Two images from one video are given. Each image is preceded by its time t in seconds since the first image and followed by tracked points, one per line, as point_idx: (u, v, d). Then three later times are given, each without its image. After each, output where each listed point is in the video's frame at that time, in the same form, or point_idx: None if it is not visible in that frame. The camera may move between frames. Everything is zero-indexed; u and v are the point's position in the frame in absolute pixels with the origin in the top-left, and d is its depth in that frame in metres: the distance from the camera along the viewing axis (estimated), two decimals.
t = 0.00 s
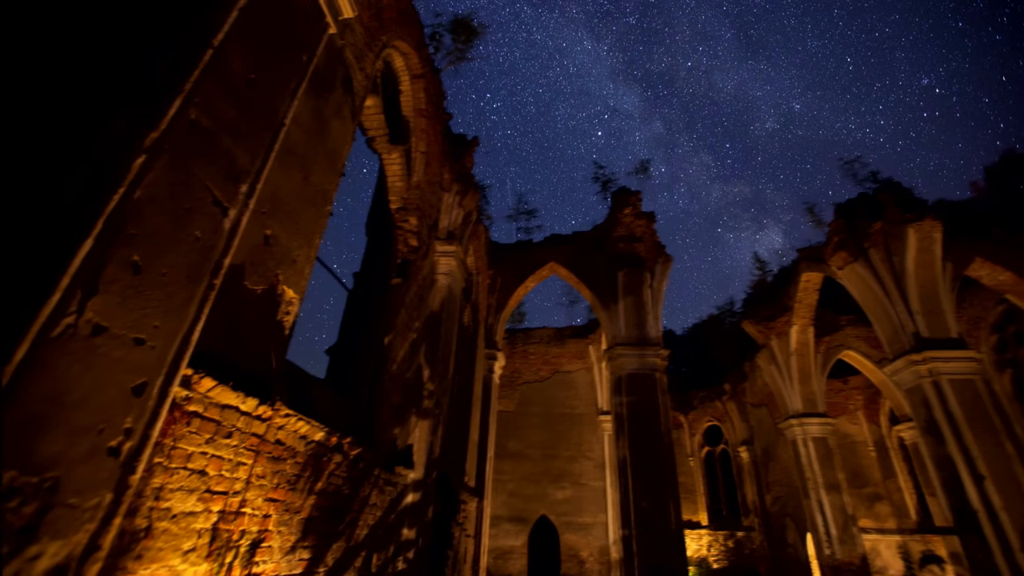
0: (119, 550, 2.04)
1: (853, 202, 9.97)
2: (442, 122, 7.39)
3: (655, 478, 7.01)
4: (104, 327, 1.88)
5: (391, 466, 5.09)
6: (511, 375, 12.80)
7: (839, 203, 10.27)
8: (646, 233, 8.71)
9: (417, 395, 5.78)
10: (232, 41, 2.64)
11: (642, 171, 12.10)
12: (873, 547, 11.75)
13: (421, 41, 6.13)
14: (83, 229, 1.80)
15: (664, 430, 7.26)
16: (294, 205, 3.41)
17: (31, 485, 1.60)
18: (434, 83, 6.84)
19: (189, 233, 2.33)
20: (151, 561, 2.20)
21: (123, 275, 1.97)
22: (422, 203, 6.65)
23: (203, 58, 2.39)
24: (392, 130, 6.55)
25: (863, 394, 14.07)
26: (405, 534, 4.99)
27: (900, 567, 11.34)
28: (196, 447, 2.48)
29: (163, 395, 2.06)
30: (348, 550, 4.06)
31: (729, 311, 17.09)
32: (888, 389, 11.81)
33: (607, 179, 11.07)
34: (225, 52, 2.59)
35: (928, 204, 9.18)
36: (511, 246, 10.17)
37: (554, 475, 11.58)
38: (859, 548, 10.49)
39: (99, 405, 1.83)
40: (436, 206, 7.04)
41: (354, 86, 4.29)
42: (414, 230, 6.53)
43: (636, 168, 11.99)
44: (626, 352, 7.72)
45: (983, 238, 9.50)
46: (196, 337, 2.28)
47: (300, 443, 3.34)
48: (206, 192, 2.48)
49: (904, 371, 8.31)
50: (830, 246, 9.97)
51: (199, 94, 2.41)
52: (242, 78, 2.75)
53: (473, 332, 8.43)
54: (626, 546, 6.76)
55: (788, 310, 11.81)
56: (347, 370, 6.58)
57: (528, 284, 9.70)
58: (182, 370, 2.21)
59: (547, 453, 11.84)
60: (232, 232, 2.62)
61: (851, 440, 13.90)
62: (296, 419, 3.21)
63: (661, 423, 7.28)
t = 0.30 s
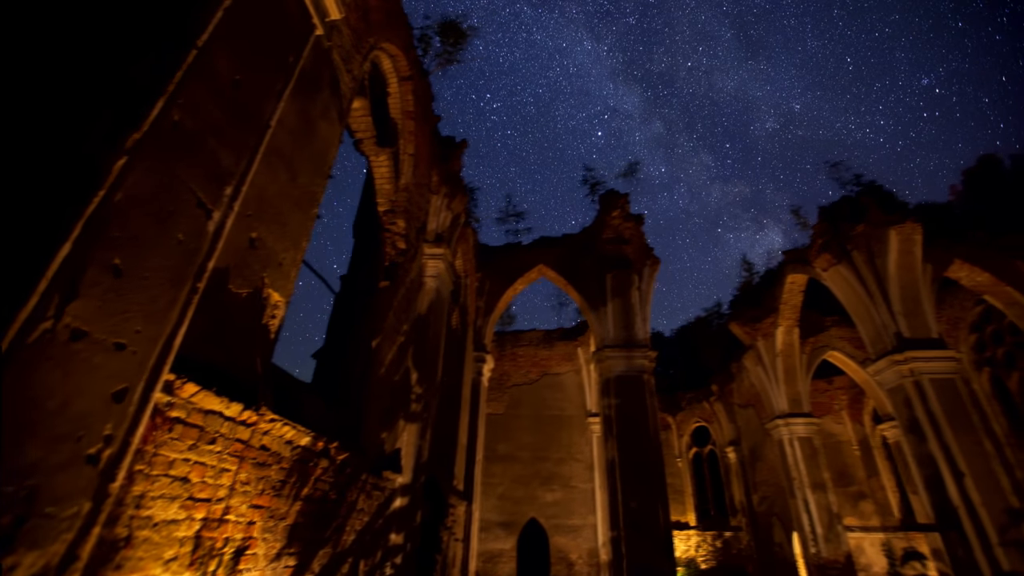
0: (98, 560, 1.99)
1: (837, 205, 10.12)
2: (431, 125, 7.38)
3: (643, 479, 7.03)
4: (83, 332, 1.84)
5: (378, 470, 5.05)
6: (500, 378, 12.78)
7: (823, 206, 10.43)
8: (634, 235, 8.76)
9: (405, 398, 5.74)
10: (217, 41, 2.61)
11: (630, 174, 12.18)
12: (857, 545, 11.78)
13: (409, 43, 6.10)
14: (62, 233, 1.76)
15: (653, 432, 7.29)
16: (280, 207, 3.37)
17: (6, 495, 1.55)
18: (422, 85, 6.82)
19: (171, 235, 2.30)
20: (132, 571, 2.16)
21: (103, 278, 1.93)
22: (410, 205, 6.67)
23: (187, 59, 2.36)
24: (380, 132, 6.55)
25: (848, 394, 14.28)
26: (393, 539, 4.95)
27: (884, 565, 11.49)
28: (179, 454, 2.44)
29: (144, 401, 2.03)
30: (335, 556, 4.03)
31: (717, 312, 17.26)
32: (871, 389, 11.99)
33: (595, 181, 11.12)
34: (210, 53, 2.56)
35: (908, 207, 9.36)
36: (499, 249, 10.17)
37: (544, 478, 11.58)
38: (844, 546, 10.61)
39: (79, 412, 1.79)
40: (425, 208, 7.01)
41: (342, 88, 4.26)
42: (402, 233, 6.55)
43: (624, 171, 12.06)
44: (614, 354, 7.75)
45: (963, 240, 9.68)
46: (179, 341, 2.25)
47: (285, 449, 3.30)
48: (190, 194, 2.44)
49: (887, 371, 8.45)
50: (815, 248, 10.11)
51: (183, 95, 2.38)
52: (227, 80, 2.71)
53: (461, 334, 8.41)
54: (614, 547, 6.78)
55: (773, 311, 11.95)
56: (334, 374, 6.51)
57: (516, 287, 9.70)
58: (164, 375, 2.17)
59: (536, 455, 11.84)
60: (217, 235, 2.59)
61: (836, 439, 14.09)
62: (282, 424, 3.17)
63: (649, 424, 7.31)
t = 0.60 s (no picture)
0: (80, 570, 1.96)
1: (823, 208, 10.24)
2: (420, 127, 7.36)
3: (633, 481, 7.05)
4: (64, 337, 1.81)
5: (368, 474, 5.01)
6: (491, 380, 12.76)
7: (809, 208, 10.57)
8: (623, 237, 8.81)
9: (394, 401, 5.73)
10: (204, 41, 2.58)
11: (619, 176, 12.25)
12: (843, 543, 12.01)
13: (398, 45, 6.09)
14: (43, 235, 1.73)
15: (642, 433, 7.32)
16: (267, 209, 3.34)
17: None
18: (411, 87, 6.80)
19: (156, 238, 2.27)
20: None
21: (85, 281, 1.89)
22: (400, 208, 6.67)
23: (173, 60, 2.34)
24: (369, 134, 6.58)
25: (834, 394, 14.46)
26: (382, 544, 4.92)
27: (870, 562, 11.64)
28: (163, 460, 2.41)
29: (127, 406, 2.00)
30: (323, 561, 3.99)
31: (706, 314, 17.41)
32: (857, 389, 12.14)
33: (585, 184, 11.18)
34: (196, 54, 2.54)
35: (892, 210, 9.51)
36: (489, 251, 10.17)
37: (534, 480, 11.57)
38: (831, 544, 10.78)
39: (60, 418, 1.75)
40: (414, 211, 6.98)
41: (330, 90, 4.24)
42: (391, 235, 6.53)
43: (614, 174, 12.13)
44: (604, 356, 7.78)
45: (945, 242, 9.84)
46: (163, 346, 2.22)
47: (272, 453, 3.26)
48: (175, 196, 2.41)
49: (872, 371, 8.56)
50: (802, 250, 10.23)
51: (168, 96, 2.35)
52: (213, 81, 2.68)
53: (451, 336, 8.39)
54: (605, 549, 6.80)
55: (761, 313, 12.07)
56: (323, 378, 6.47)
57: (506, 289, 9.71)
58: (148, 380, 2.14)
59: (526, 458, 11.83)
60: (202, 238, 2.56)
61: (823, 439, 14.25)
62: (269, 428, 3.13)
63: (638, 426, 7.35)
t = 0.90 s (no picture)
0: None
1: (809, 211, 10.32)
2: (410, 129, 7.34)
3: (622, 481, 7.08)
4: (45, 341, 1.77)
5: (357, 479, 4.96)
6: (480, 383, 12.73)
7: (797, 211, 10.65)
8: (613, 239, 8.85)
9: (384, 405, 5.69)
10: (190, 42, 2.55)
11: (609, 179, 12.31)
12: (831, 541, 12.25)
13: (387, 47, 6.06)
14: (24, 238, 1.71)
15: (632, 434, 7.35)
16: (254, 212, 3.31)
17: None
18: (401, 89, 6.78)
19: (141, 240, 2.24)
20: None
21: (67, 284, 1.86)
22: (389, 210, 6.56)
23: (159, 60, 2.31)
24: (358, 135, 6.67)
25: (821, 394, 14.62)
26: (371, 549, 4.89)
27: (856, 560, 11.78)
28: (147, 466, 2.37)
29: (109, 412, 1.96)
30: (311, 567, 3.96)
31: (695, 315, 17.54)
32: (843, 389, 12.30)
33: (574, 186, 11.20)
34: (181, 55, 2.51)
35: (877, 212, 9.66)
36: (479, 253, 10.17)
37: (524, 482, 11.56)
38: (818, 543, 10.89)
39: (42, 424, 1.72)
40: (404, 213, 6.95)
41: (319, 91, 4.22)
42: (379, 238, 6.32)
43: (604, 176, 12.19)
44: (593, 357, 7.80)
45: (928, 244, 10.00)
46: (148, 350, 2.20)
47: (260, 459, 3.22)
48: (160, 198, 2.38)
49: (858, 371, 8.67)
50: (789, 252, 10.34)
51: (153, 97, 2.32)
52: (199, 82, 2.66)
53: (441, 339, 8.38)
54: (595, 550, 6.81)
55: (749, 314, 12.18)
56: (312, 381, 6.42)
57: (497, 291, 9.70)
58: (132, 386, 2.11)
59: (517, 460, 11.81)
60: (188, 240, 2.53)
61: (810, 438, 14.40)
62: (257, 433, 3.08)
63: (628, 427, 7.37)
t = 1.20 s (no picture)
0: None
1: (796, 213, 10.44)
2: (399, 131, 7.31)
3: (613, 482, 7.10)
4: (28, 346, 1.74)
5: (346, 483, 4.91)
6: (471, 386, 12.69)
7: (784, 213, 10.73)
8: (603, 241, 8.89)
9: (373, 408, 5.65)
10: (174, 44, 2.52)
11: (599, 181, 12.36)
12: (819, 539, 12.31)
13: (377, 49, 6.04)
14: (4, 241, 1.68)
15: (623, 436, 7.37)
16: (241, 214, 3.27)
17: None
18: (391, 91, 6.76)
19: (125, 243, 2.21)
20: None
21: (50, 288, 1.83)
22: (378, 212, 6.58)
23: (144, 60, 2.27)
24: (347, 138, 6.57)
25: (808, 394, 14.78)
26: (360, 553, 4.85)
27: (843, 558, 11.91)
28: (130, 473, 2.34)
29: (91, 418, 1.93)
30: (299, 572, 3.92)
31: (685, 316, 17.65)
32: (830, 389, 12.43)
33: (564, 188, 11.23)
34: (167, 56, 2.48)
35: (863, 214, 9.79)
36: (469, 255, 10.15)
37: (515, 485, 11.54)
38: (806, 542, 11.00)
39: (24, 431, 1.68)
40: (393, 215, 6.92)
41: (307, 93, 4.19)
42: (369, 240, 6.30)
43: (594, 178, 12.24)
44: (583, 359, 7.82)
45: (912, 245, 10.14)
46: (131, 354, 2.16)
47: (246, 464, 3.17)
48: (145, 200, 2.35)
49: (845, 371, 8.77)
50: (776, 253, 10.45)
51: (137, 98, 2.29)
52: (185, 83, 2.62)
53: (431, 342, 8.35)
54: (585, 552, 6.82)
55: (737, 315, 12.28)
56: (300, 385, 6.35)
57: (487, 293, 9.68)
58: (114, 391, 2.08)
59: (507, 463, 11.79)
60: (173, 243, 2.49)
61: (797, 438, 14.55)
62: (243, 438, 3.03)
63: (618, 429, 7.39)
